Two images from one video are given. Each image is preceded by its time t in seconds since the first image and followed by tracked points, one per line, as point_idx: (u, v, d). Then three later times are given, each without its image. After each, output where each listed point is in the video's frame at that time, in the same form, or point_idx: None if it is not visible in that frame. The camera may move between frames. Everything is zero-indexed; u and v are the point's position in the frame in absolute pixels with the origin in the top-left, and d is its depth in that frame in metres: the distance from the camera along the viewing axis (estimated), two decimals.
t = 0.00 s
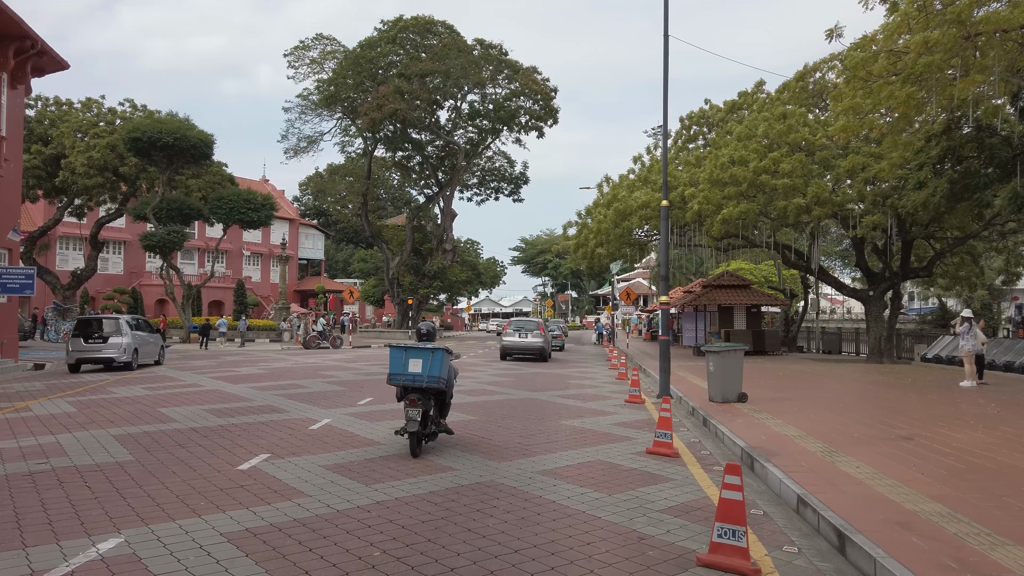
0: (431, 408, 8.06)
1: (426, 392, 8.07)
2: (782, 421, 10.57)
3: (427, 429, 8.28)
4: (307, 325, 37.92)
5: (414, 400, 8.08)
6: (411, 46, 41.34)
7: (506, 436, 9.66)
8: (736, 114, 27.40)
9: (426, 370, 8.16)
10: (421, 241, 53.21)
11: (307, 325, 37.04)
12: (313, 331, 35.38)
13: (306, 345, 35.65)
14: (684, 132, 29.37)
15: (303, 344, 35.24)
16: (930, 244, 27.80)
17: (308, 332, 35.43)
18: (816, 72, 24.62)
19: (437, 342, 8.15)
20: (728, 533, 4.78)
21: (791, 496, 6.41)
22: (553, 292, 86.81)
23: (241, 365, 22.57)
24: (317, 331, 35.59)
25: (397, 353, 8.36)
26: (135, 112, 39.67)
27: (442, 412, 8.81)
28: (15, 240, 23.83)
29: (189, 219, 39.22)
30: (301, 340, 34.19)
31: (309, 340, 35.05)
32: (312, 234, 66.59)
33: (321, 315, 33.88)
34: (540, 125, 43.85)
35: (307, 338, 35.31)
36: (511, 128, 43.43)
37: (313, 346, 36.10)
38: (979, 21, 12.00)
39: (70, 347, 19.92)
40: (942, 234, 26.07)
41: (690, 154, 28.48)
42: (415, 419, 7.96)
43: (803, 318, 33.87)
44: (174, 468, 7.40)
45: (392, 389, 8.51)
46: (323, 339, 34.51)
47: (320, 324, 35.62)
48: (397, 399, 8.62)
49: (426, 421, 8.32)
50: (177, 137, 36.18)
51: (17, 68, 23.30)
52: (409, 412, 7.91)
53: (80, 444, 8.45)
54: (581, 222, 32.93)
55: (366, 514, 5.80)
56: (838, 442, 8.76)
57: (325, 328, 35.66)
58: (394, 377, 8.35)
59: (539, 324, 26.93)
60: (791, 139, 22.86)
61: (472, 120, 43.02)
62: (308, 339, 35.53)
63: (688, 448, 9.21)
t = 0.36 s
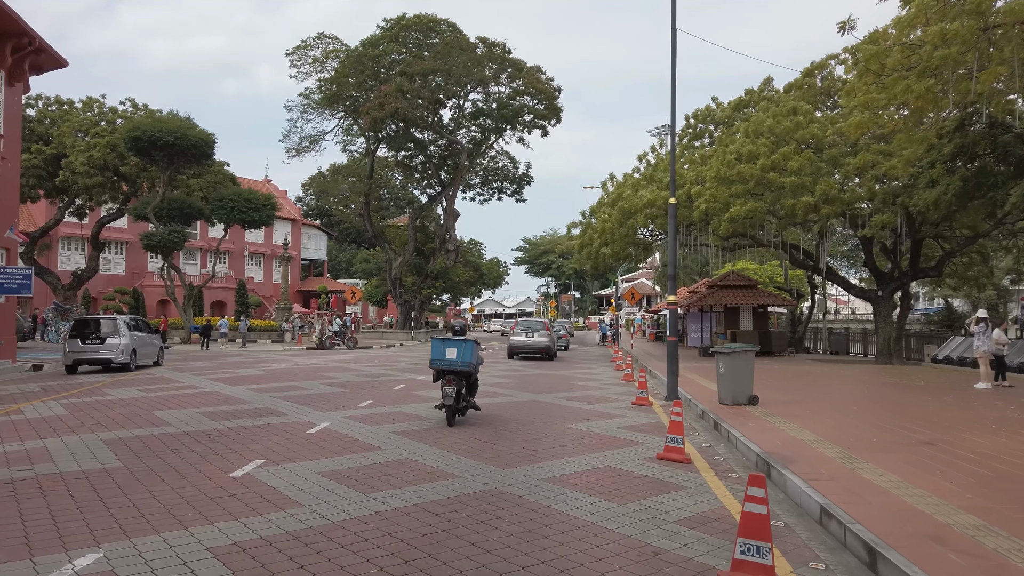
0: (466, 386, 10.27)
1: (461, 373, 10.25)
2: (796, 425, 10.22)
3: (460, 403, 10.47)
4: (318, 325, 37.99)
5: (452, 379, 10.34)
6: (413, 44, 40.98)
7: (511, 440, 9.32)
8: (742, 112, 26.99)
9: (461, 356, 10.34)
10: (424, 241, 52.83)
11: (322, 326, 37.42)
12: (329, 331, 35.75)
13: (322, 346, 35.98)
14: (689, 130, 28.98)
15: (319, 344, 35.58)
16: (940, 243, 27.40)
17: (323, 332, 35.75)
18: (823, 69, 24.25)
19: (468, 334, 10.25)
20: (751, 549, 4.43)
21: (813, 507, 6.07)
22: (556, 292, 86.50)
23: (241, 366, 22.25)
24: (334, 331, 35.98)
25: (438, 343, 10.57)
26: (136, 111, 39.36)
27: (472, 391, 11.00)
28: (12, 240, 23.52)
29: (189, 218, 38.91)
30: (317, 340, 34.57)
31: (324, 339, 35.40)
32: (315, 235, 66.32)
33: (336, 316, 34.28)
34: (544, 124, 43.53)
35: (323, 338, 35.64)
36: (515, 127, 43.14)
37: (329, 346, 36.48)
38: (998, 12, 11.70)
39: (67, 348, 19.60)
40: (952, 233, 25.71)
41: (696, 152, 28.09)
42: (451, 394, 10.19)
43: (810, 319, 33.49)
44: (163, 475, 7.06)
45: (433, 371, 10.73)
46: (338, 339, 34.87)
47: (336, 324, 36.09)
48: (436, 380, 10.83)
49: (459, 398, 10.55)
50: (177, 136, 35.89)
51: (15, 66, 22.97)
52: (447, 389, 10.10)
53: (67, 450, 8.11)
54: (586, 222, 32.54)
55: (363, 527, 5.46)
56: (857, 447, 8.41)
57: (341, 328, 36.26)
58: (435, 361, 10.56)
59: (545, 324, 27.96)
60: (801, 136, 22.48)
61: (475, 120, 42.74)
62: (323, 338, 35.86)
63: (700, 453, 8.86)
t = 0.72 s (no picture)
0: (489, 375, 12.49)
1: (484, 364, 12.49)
2: (809, 430, 9.84)
3: (481, 389, 12.65)
4: (331, 325, 37.78)
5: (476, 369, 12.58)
6: (415, 42, 40.61)
7: (513, 446, 8.95)
8: (748, 109, 26.59)
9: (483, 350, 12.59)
10: (426, 240, 52.44)
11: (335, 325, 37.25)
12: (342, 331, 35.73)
13: (337, 345, 36.07)
14: (694, 128, 28.59)
15: (333, 344, 35.72)
16: (950, 243, 26.95)
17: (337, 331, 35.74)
18: (831, 65, 23.88)
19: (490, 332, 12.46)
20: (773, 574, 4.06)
21: (835, 521, 5.70)
22: (559, 292, 86.14)
23: (240, 366, 21.92)
24: (348, 331, 35.86)
25: (465, 339, 12.82)
26: (137, 109, 39.03)
27: (491, 382, 13.22)
28: (8, 239, 23.21)
29: (189, 217, 38.56)
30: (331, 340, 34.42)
31: (337, 339, 35.29)
32: (316, 234, 66.05)
33: (351, 317, 34.03)
34: (546, 123, 43.19)
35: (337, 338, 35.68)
36: (517, 125, 42.80)
37: (343, 347, 36.50)
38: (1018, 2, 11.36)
39: (62, 348, 19.28)
40: (961, 232, 25.27)
41: (701, 150, 27.69)
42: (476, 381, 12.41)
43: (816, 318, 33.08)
44: (146, 484, 6.71)
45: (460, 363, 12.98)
46: (352, 339, 34.79)
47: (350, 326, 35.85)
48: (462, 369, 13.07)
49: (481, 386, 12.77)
50: (176, 135, 35.56)
51: (11, 62, 22.64)
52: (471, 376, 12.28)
53: (48, 456, 7.77)
54: (589, 221, 32.15)
55: (353, 543, 5.10)
56: (876, 455, 8.02)
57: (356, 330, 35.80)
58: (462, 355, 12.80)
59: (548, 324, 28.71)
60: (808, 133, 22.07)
61: (477, 118, 42.44)
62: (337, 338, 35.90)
63: (709, 461, 8.49)
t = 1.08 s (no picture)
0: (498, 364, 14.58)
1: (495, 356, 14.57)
2: (820, 431, 9.46)
3: (497, 378, 14.82)
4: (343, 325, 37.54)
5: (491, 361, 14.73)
6: (415, 39, 40.27)
7: (512, 448, 8.60)
8: (752, 105, 26.21)
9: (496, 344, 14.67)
10: (427, 239, 52.10)
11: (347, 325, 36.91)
12: (356, 330, 35.52)
13: (350, 345, 35.89)
14: (698, 123, 28.21)
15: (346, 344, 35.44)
16: (958, 240, 26.56)
17: (349, 330, 35.44)
18: (837, 59, 23.54)
19: (506, 329, 14.51)
20: None
21: (852, 530, 5.34)
22: (561, 292, 85.82)
23: (237, 366, 21.60)
24: (361, 331, 35.60)
25: (483, 334, 14.97)
26: (136, 107, 38.73)
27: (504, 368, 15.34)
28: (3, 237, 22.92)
29: (188, 216, 38.20)
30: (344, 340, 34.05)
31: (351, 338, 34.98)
32: (318, 233, 65.80)
33: (365, 318, 33.66)
34: (548, 120, 42.88)
35: (350, 337, 35.46)
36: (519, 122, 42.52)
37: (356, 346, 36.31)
38: None
39: (55, 348, 18.96)
40: (969, 229, 24.87)
41: (705, 145, 27.31)
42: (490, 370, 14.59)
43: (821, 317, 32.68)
44: (123, 490, 6.37)
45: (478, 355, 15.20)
46: (366, 339, 34.56)
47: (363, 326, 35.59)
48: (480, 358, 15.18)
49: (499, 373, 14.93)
50: (175, 133, 35.22)
51: (5, 58, 22.32)
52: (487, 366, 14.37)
53: (26, 460, 7.44)
54: (592, 219, 31.76)
55: (336, 555, 4.75)
56: (890, 458, 7.66)
57: (371, 330, 35.49)
58: (479, 347, 14.94)
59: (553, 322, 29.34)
60: (814, 128, 21.67)
61: (479, 115, 42.15)
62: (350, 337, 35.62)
63: (716, 464, 8.13)
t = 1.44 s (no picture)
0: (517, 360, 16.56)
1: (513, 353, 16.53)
2: (834, 436, 9.12)
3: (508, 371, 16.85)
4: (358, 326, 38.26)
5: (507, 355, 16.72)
6: (416, 37, 39.87)
7: (513, 454, 8.25)
8: (758, 102, 25.83)
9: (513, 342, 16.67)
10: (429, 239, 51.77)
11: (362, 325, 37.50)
12: (370, 330, 35.97)
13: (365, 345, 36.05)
14: (702, 121, 27.85)
15: (361, 344, 35.97)
16: (967, 238, 26.13)
17: (365, 331, 36.02)
18: (844, 55, 23.16)
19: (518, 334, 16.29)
20: None
21: (877, 545, 5.00)
22: (564, 292, 85.47)
23: (235, 368, 21.26)
24: (375, 332, 35.90)
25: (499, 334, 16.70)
26: (135, 107, 38.42)
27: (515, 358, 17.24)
28: None
29: (188, 216, 37.84)
30: (359, 341, 34.59)
31: (365, 338, 35.46)
32: (320, 234, 65.60)
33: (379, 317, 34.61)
34: (550, 119, 42.57)
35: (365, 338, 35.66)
36: (521, 121, 42.18)
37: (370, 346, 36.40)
38: None
39: (49, 349, 18.63)
40: (979, 228, 24.48)
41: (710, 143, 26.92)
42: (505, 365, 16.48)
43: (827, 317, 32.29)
44: (102, 501, 6.03)
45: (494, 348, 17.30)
46: (379, 339, 34.74)
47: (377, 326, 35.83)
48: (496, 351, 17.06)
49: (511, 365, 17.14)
50: (174, 132, 34.84)
51: None
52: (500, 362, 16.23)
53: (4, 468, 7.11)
54: (595, 218, 31.37)
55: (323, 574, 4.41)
56: (910, 464, 7.30)
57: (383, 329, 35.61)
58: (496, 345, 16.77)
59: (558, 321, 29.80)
60: (822, 126, 21.27)
61: (480, 114, 41.85)
62: (364, 337, 36.22)
63: (728, 471, 7.76)
